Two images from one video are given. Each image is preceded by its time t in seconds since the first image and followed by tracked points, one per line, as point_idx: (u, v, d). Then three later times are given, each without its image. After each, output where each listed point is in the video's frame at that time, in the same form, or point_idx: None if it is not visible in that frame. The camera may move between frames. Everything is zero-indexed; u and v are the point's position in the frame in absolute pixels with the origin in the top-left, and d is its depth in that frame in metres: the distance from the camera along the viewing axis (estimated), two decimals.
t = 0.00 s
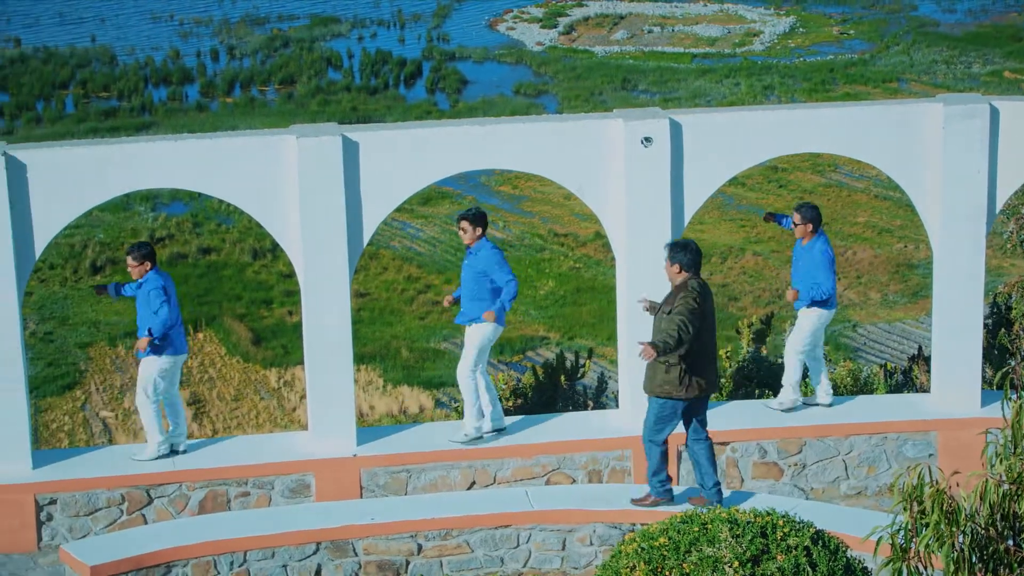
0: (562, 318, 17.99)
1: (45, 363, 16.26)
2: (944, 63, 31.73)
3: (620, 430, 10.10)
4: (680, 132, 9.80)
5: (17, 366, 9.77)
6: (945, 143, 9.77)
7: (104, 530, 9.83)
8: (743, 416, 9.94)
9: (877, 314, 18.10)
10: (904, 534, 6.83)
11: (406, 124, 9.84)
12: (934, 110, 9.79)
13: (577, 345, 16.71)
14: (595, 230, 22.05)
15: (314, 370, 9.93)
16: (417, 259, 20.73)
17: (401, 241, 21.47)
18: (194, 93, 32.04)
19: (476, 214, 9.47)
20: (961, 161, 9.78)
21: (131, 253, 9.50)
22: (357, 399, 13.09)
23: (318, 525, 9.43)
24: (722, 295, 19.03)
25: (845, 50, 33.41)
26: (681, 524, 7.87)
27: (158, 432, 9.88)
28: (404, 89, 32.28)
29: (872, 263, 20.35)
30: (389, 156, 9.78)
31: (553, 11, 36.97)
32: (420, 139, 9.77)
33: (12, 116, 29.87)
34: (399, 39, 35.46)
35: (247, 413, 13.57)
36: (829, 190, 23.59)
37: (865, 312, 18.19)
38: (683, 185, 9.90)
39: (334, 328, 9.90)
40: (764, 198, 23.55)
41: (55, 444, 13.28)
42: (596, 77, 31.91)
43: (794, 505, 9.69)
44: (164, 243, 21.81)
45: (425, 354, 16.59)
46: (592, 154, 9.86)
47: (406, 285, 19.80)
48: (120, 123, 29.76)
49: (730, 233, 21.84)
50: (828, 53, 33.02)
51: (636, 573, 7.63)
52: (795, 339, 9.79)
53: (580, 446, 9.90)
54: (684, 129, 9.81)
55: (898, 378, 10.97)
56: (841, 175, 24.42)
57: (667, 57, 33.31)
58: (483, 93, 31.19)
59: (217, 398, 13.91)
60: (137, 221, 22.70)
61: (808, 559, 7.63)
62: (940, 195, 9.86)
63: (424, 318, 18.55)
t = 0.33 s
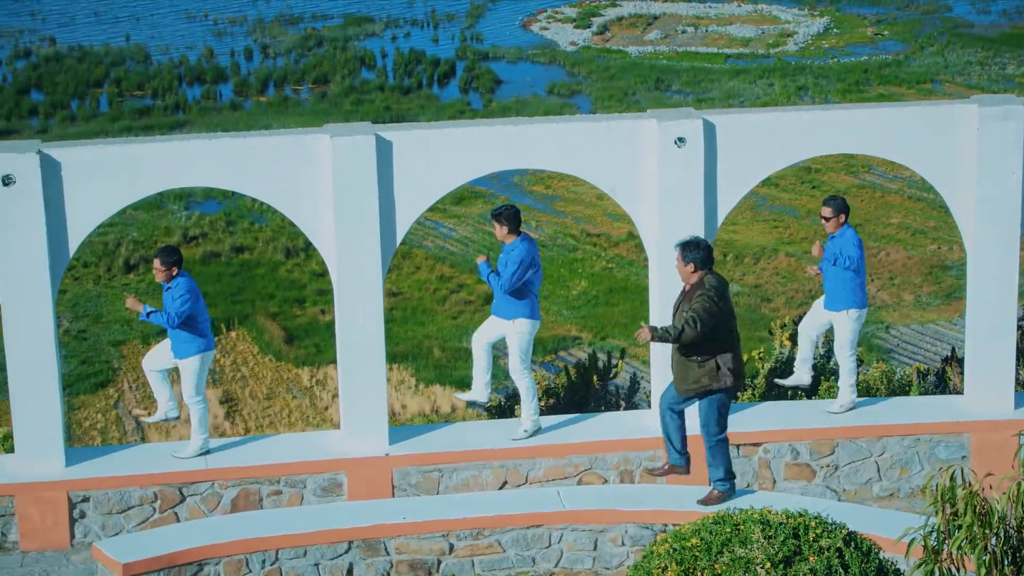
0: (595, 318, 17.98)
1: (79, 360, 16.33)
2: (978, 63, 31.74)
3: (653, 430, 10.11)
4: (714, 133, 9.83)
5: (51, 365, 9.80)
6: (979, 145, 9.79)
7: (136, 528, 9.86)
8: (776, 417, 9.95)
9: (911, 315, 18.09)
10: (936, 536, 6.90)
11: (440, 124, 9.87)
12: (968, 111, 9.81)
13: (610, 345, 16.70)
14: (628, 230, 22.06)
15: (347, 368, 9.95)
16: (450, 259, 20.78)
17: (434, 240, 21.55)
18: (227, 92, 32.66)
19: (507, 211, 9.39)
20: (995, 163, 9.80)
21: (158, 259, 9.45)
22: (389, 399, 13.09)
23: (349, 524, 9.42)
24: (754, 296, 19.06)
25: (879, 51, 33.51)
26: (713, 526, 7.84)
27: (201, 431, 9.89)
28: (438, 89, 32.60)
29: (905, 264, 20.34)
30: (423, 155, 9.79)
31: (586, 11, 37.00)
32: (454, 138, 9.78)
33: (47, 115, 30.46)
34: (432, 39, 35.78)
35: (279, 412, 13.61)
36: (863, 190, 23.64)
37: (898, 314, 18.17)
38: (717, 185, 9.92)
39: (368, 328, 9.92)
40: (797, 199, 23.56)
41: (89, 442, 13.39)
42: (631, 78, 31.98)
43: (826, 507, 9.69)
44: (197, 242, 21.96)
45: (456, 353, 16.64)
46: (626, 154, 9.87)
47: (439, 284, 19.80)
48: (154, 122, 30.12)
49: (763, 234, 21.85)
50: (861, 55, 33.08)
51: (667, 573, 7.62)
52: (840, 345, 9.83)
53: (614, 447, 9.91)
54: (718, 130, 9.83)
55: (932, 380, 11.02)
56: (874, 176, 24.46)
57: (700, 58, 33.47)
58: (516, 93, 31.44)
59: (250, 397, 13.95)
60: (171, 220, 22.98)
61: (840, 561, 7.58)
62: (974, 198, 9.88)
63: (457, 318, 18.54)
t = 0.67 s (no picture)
0: (626, 318, 18.00)
1: (111, 358, 16.41)
2: (1012, 64, 31.76)
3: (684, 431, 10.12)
4: (746, 134, 9.82)
5: (85, 363, 9.83)
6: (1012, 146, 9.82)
7: (168, 526, 9.88)
8: (807, 419, 9.94)
9: (942, 317, 18.09)
10: (969, 537, 6.94)
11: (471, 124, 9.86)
12: (1001, 112, 9.84)
13: (642, 345, 16.73)
14: (660, 230, 22.05)
15: (379, 368, 9.96)
16: (482, 259, 20.83)
17: (465, 240, 21.64)
18: (260, 90, 33.42)
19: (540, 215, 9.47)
20: None
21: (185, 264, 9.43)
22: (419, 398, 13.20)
23: (378, 522, 9.35)
24: (786, 297, 19.07)
25: (911, 52, 33.59)
26: (744, 526, 7.77)
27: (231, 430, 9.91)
28: (469, 88, 32.75)
29: (937, 266, 20.32)
30: (456, 155, 9.79)
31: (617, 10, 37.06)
32: (486, 139, 9.77)
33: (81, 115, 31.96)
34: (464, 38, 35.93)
35: (311, 410, 13.67)
36: (896, 192, 23.59)
37: (930, 315, 18.16)
38: (749, 185, 9.92)
39: (398, 328, 9.93)
40: (829, 200, 23.57)
41: (121, 440, 13.46)
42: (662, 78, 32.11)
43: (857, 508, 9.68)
44: (229, 241, 22.04)
45: (488, 352, 16.64)
46: (659, 155, 9.87)
47: (470, 284, 19.82)
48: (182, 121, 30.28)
49: (795, 235, 21.86)
50: (894, 55, 33.16)
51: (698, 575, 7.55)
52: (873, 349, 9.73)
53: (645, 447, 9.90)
54: (750, 130, 9.82)
55: (963, 381, 11.07)
56: (907, 176, 24.45)
57: (732, 59, 33.63)
58: (548, 94, 31.57)
59: (281, 395, 14.03)
60: (203, 218, 23.14)
61: (873, 562, 7.51)
62: (1007, 200, 9.90)
63: (488, 317, 18.55)
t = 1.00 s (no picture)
0: (656, 318, 17.99)
1: (142, 357, 16.44)
2: None
3: (712, 431, 10.12)
4: (777, 134, 9.82)
5: (115, 360, 9.85)
6: None
7: (198, 525, 9.90)
8: (835, 421, 9.94)
9: (973, 318, 18.07)
10: (999, 540, 7.05)
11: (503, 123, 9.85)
12: None
13: (672, 346, 16.76)
14: (691, 231, 22.01)
15: (409, 366, 9.97)
16: (512, 259, 20.85)
17: (496, 240, 21.69)
18: (291, 89, 33.18)
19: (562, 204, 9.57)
20: None
21: (225, 259, 9.37)
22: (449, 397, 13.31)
23: (408, 521, 9.27)
24: (817, 298, 19.07)
25: (943, 53, 33.52)
26: (774, 527, 7.75)
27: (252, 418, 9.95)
28: (501, 88, 32.79)
29: (968, 268, 20.27)
30: (486, 155, 9.79)
31: (649, 11, 37.28)
32: (517, 139, 9.77)
33: (113, 112, 31.80)
34: (496, 39, 35.97)
35: (341, 410, 13.76)
36: (927, 194, 23.63)
37: (961, 317, 18.13)
38: (780, 186, 9.92)
39: (428, 326, 9.94)
40: (860, 201, 23.58)
41: (151, 439, 13.57)
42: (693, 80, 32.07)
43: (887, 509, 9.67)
44: (259, 240, 22.05)
45: (518, 352, 16.63)
46: (689, 155, 9.86)
47: (500, 284, 19.83)
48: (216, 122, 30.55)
49: (826, 236, 21.86)
50: (926, 57, 33.14)
51: None
52: (891, 333, 9.77)
53: (674, 448, 9.92)
54: (781, 131, 9.83)
55: (994, 383, 11.08)
56: (938, 178, 24.45)
57: (764, 60, 33.59)
58: (579, 94, 31.53)
59: (312, 395, 14.16)
60: (234, 217, 23.19)
61: (903, 565, 7.48)
62: None
63: (519, 317, 18.53)
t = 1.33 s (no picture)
0: (686, 318, 17.98)
1: (172, 355, 16.48)
2: None
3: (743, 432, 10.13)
4: (809, 135, 9.82)
5: (146, 358, 9.87)
6: None
7: (227, 523, 9.92)
8: (866, 422, 9.93)
9: (1004, 320, 18.04)
10: None
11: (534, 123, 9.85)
12: None
13: (703, 347, 16.79)
14: (721, 232, 21.98)
15: (439, 365, 9.98)
16: (543, 259, 20.86)
17: (527, 240, 21.73)
18: (323, 89, 33.21)
19: (612, 219, 9.49)
20: None
21: (267, 257, 9.34)
22: (480, 397, 13.35)
23: (439, 520, 9.22)
24: (848, 299, 19.04)
25: (976, 54, 33.49)
26: (805, 529, 7.71)
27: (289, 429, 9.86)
28: (532, 88, 32.84)
29: (999, 270, 20.21)
30: (517, 155, 9.79)
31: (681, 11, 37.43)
32: (547, 139, 9.76)
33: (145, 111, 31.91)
34: (527, 39, 36.06)
35: (370, 408, 13.84)
36: (958, 195, 23.66)
37: (993, 319, 18.08)
38: (812, 188, 9.91)
39: (460, 327, 9.94)
40: (890, 202, 23.60)
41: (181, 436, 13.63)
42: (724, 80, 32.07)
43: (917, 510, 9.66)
44: (290, 239, 22.10)
45: (548, 352, 16.64)
46: (721, 156, 9.86)
47: (531, 284, 19.84)
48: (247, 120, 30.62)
49: (856, 237, 21.82)
50: (959, 58, 33.12)
51: None
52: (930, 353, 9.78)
53: (706, 448, 9.92)
54: (813, 131, 9.82)
55: None
56: (969, 180, 24.45)
57: (796, 61, 33.56)
58: (610, 94, 31.53)
59: (342, 394, 14.24)
60: (265, 216, 23.24)
61: (934, 567, 7.42)
62: None
63: (549, 316, 18.52)
